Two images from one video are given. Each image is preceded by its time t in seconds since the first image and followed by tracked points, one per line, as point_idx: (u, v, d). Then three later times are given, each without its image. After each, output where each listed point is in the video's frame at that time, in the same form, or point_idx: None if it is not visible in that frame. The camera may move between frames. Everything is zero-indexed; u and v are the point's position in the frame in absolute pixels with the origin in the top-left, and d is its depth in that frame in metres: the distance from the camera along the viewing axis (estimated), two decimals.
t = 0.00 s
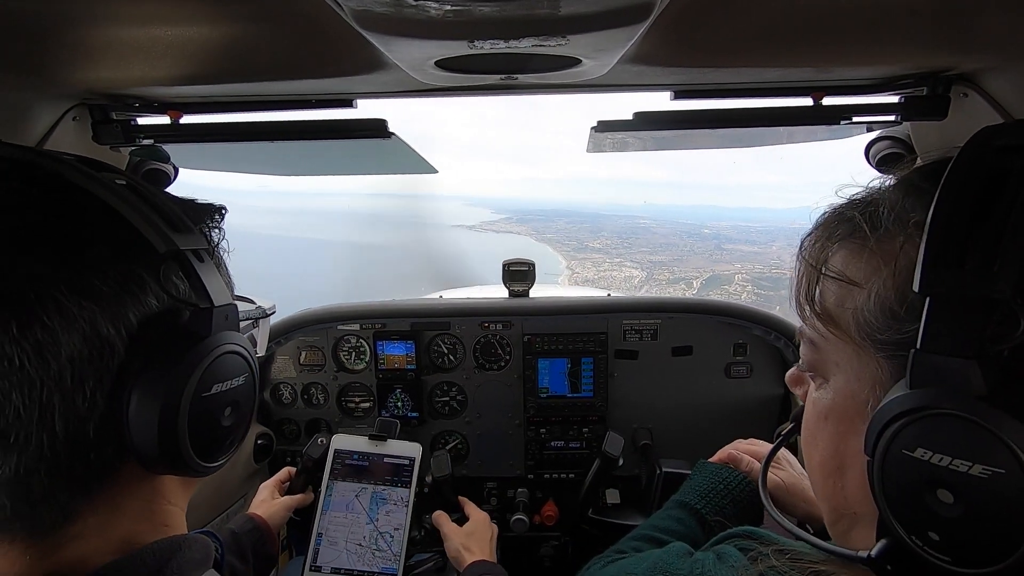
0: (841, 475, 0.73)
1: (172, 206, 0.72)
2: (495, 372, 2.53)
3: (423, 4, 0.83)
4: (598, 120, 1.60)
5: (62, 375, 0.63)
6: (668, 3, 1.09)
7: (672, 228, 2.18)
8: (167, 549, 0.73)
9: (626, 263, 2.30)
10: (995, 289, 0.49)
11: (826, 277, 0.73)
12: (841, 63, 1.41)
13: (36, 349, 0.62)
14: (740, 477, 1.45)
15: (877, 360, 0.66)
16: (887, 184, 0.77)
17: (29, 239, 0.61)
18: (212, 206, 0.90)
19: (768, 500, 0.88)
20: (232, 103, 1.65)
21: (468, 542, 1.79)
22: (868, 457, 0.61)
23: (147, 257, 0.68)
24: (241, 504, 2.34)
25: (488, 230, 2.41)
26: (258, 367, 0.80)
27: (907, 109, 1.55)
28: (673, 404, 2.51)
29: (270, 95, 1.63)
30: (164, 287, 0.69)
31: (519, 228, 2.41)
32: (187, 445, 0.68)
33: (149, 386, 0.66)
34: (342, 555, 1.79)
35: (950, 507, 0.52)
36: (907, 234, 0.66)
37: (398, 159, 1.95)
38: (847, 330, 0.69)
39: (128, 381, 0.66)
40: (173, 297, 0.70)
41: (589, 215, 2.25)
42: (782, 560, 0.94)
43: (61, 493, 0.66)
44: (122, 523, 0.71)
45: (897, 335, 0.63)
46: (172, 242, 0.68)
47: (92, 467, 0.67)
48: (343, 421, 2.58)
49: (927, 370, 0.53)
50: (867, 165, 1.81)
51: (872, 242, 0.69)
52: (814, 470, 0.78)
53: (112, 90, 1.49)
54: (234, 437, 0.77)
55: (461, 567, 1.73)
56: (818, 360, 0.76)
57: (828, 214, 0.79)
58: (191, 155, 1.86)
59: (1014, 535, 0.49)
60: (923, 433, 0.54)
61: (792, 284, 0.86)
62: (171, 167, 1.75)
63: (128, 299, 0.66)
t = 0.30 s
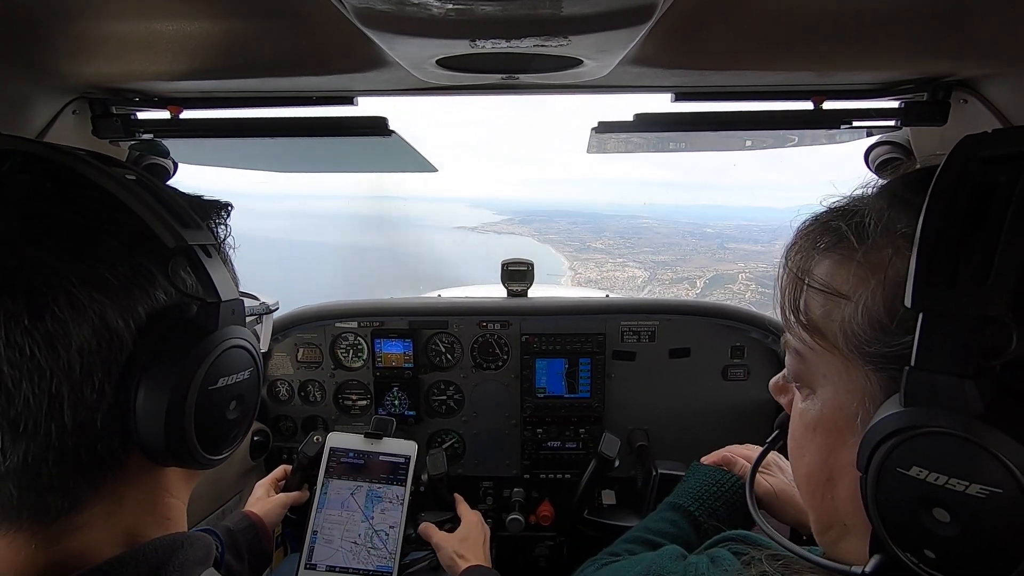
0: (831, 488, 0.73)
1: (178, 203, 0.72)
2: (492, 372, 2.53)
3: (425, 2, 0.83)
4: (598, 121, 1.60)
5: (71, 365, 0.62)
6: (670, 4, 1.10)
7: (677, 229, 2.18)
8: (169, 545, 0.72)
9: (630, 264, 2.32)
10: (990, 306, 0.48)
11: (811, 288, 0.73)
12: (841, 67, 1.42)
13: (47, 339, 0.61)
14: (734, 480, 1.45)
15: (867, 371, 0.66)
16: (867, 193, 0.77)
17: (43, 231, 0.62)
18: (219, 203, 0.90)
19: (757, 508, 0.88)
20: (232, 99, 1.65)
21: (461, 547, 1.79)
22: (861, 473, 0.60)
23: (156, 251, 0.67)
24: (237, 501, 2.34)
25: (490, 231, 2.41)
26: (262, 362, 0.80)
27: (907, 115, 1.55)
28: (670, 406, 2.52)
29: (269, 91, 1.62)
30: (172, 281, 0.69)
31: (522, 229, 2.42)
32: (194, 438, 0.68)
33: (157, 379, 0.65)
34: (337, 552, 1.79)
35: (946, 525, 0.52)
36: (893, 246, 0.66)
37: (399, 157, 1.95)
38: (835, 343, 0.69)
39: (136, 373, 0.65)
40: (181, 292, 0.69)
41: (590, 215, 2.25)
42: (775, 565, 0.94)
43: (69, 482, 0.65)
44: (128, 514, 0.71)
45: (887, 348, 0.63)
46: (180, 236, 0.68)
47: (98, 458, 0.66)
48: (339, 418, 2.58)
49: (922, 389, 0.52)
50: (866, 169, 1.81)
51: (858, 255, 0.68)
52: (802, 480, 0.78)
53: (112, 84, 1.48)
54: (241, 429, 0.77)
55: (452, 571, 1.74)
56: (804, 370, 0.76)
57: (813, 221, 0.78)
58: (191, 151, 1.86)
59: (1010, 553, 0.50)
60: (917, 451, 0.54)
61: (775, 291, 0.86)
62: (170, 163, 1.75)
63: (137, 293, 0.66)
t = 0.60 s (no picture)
0: (829, 491, 0.73)
1: (178, 201, 0.72)
2: (491, 372, 2.53)
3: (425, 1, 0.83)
4: (597, 122, 1.60)
5: (70, 363, 0.62)
6: (670, 5, 1.10)
7: (679, 226, 2.18)
8: (162, 549, 0.71)
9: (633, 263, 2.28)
10: (993, 312, 0.48)
11: (809, 291, 0.73)
12: (840, 68, 1.42)
13: (46, 337, 0.61)
14: (732, 481, 1.45)
15: (866, 375, 0.67)
16: (866, 193, 0.77)
17: (42, 228, 0.62)
18: (220, 203, 0.90)
19: (755, 511, 0.89)
20: (232, 98, 1.65)
21: (461, 546, 1.80)
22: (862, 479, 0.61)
23: (156, 248, 0.68)
24: (235, 500, 2.34)
25: (492, 233, 2.41)
26: (262, 361, 0.80)
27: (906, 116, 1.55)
28: (668, 406, 2.52)
29: (269, 90, 1.62)
30: (171, 279, 0.69)
31: (524, 230, 2.41)
32: (193, 436, 0.67)
33: (155, 377, 0.65)
34: (335, 552, 1.79)
35: (950, 533, 0.52)
36: (892, 250, 0.66)
37: (398, 157, 1.95)
38: (833, 346, 0.69)
39: (135, 371, 0.65)
40: (181, 289, 0.70)
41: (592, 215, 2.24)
42: (775, 566, 0.95)
43: (67, 481, 0.65)
44: (125, 512, 0.71)
45: (887, 352, 0.63)
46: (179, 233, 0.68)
47: (97, 457, 0.66)
48: (338, 418, 2.58)
49: (926, 397, 0.52)
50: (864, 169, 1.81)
51: (856, 259, 0.69)
52: (799, 484, 0.78)
53: (111, 83, 1.48)
54: (241, 427, 0.77)
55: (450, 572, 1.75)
56: (802, 373, 0.76)
57: (811, 223, 0.78)
58: (190, 150, 1.85)
59: (1012, 559, 0.50)
60: (921, 459, 0.54)
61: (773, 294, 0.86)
62: (169, 161, 1.79)
63: (137, 291, 0.66)
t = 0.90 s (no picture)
0: (831, 487, 0.73)
1: (169, 201, 0.72)
2: (491, 372, 2.53)
3: (424, 2, 0.83)
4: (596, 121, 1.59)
5: (62, 367, 0.62)
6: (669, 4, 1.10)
7: (681, 224, 2.15)
8: (160, 552, 0.71)
9: (638, 261, 2.28)
10: (991, 309, 0.49)
11: (810, 288, 0.73)
12: (839, 67, 1.42)
13: (37, 341, 0.61)
14: (732, 480, 1.45)
15: (867, 371, 0.67)
16: (871, 191, 0.77)
17: (32, 232, 0.62)
18: (211, 202, 0.90)
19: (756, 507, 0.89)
20: (231, 99, 1.65)
21: (462, 544, 1.80)
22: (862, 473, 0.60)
23: (148, 249, 0.67)
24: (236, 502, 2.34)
25: (495, 234, 2.41)
26: (258, 362, 0.80)
27: (905, 115, 1.55)
28: (669, 405, 2.52)
29: (268, 91, 1.62)
30: (164, 280, 0.69)
31: (526, 231, 2.40)
32: (188, 437, 0.67)
33: (149, 378, 0.65)
34: (336, 554, 1.79)
35: (948, 525, 0.52)
36: (894, 247, 0.66)
37: (397, 157, 1.95)
38: (835, 342, 0.69)
39: (129, 372, 0.65)
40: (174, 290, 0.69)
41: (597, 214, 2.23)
42: (776, 564, 0.95)
43: (63, 485, 0.65)
44: (123, 516, 0.71)
45: (889, 349, 0.64)
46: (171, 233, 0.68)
47: (92, 460, 0.66)
48: (338, 419, 2.58)
49: (925, 391, 0.53)
50: (864, 168, 1.81)
51: (858, 255, 0.69)
52: (801, 480, 0.78)
53: (110, 84, 1.48)
54: (238, 428, 0.77)
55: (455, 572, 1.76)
56: (804, 369, 0.75)
57: (814, 219, 0.79)
58: (189, 151, 1.85)
59: (1012, 554, 0.50)
60: (919, 452, 0.54)
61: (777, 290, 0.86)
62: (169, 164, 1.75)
63: (129, 292, 0.66)
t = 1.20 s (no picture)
0: (837, 479, 0.73)
1: (165, 205, 0.72)
2: (493, 372, 2.53)
3: (422, 3, 0.83)
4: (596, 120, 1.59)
5: (57, 373, 0.63)
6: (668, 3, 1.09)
7: (684, 222, 2.12)
8: (165, 555, 0.73)
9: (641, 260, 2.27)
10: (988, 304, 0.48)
11: (820, 282, 0.73)
12: (838, 63, 1.42)
13: (32, 346, 0.62)
14: (735, 479, 1.45)
15: (873, 365, 0.66)
16: (889, 184, 0.76)
17: (28, 238, 0.62)
18: (213, 204, 0.90)
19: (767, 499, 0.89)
20: (231, 101, 1.66)
21: (469, 547, 1.80)
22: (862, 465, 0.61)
23: (145, 254, 0.67)
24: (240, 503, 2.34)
25: (496, 237, 2.41)
26: (259, 366, 0.80)
27: (905, 112, 1.55)
28: (671, 404, 2.52)
29: (267, 93, 1.63)
30: (161, 285, 0.68)
31: (529, 233, 2.40)
32: (185, 442, 0.68)
33: (144, 384, 0.65)
34: (339, 555, 1.79)
35: (940, 519, 0.52)
36: (903, 241, 0.66)
37: (397, 158, 1.95)
38: (842, 336, 0.69)
39: (124, 378, 0.65)
40: (171, 295, 0.69)
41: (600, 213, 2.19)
42: (779, 561, 0.95)
43: (60, 490, 0.65)
44: (124, 522, 0.71)
45: (894, 343, 0.63)
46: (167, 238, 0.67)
47: (89, 466, 0.66)
48: (341, 420, 2.59)
49: (922, 386, 0.52)
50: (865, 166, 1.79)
51: (866, 250, 0.69)
52: (811, 473, 0.78)
53: (110, 87, 1.48)
54: (237, 433, 0.77)
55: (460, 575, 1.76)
56: (814, 363, 0.75)
57: (825, 215, 0.79)
58: (190, 154, 1.86)
59: (1006, 552, 0.49)
60: (914, 445, 0.54)
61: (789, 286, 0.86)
62: (169, 166, 1.70)
63: (125, 297, 0.65)
